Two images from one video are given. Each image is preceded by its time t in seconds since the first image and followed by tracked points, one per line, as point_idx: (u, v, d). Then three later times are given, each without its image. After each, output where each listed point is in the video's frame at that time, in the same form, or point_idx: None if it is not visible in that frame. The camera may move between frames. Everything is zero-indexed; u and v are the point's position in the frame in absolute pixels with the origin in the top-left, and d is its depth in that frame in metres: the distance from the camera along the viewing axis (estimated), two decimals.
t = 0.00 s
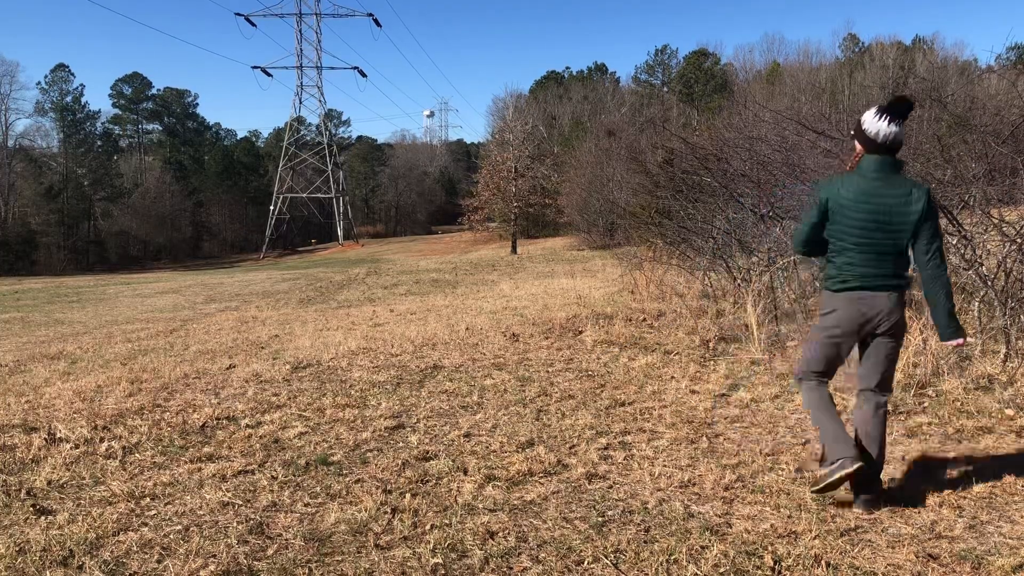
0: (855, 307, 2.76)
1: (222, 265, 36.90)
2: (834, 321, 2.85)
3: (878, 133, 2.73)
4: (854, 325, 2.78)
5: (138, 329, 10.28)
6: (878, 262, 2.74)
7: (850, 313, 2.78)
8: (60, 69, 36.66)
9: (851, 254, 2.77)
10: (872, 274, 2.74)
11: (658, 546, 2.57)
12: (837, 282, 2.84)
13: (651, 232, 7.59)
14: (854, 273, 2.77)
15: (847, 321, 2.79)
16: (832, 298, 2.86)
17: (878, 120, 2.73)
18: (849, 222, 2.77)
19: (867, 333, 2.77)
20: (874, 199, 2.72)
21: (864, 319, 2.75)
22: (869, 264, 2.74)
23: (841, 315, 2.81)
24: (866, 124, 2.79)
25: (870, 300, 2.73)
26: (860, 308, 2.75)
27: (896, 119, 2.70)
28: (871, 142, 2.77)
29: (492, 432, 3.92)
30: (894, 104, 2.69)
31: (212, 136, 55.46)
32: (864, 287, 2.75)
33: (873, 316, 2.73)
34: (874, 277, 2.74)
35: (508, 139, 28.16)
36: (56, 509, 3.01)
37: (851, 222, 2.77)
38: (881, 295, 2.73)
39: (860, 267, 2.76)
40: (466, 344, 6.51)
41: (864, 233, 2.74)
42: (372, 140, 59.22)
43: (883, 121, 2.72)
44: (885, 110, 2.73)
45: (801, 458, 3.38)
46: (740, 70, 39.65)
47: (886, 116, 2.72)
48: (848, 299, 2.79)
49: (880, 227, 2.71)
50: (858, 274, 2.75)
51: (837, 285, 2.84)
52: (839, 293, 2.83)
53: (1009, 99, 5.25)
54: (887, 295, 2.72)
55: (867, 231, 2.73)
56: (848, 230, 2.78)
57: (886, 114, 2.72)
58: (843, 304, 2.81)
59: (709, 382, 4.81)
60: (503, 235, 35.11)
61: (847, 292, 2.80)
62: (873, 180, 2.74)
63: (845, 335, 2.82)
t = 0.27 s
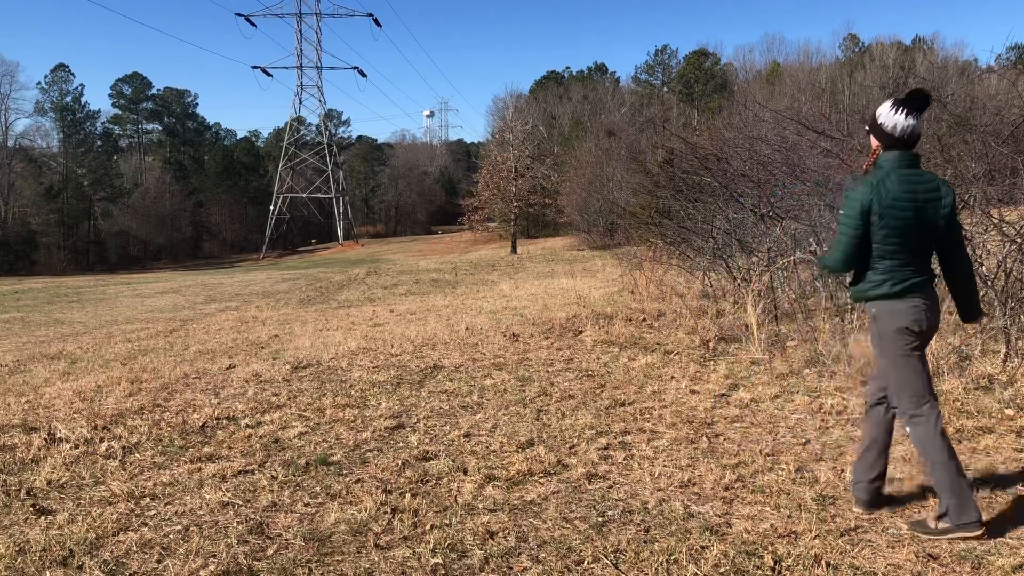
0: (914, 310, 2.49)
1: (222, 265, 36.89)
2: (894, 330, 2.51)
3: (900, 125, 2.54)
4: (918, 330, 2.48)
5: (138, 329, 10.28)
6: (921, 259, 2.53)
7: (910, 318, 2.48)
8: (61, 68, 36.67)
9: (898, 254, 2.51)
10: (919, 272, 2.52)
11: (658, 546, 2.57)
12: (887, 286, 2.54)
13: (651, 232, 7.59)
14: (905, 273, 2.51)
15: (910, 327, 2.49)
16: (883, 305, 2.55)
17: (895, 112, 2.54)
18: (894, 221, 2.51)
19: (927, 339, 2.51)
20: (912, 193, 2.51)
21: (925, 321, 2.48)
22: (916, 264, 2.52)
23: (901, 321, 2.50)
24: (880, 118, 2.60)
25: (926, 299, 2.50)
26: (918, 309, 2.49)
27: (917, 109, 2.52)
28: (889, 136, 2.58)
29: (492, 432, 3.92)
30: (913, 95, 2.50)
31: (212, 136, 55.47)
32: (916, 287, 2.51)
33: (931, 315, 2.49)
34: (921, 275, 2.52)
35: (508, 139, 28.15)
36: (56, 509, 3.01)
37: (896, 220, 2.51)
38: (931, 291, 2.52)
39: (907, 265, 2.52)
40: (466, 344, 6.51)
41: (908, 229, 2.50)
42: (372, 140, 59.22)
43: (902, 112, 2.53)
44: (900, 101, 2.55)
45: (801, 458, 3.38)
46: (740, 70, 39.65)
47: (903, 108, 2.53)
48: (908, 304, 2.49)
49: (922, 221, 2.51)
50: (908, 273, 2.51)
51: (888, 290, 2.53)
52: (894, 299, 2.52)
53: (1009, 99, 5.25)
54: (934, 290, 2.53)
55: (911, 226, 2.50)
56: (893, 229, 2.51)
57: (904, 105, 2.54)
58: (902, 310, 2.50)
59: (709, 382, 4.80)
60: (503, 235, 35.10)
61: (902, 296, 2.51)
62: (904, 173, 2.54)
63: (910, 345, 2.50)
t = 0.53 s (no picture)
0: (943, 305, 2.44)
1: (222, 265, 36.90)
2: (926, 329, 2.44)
3: (916, 116, 2.47)
4: (946, 326, 2.43)
5: (138, 329, 10.30)
6: (947, 251, 2.48)
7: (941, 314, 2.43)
8: (61, 69, 36.68)
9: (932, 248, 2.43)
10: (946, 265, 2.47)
11: (658, 546, 2.57)
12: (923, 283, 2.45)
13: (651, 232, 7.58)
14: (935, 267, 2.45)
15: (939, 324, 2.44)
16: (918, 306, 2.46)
17: (909, 103, 2.47)
18: (927, 214, 2.42)
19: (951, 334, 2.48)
20: (938, 184, 2.44)
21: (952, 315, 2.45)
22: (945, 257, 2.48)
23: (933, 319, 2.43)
24: (891, 110, 2.53)
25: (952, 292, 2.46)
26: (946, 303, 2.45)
27: (932, 99, 2.46)
28: (903, 128, 2.51)
29: (492, 432, 3.92)
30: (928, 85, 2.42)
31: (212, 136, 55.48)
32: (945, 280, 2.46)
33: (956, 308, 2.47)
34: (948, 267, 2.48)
35: (507, 140, 28.15)
36: (56, 509, 3.01)
37: (928, 213, 2.42)
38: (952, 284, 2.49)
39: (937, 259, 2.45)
40: (466, 344, 6.52)
41: (938, 221, 2.43)
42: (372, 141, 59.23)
43: (917, 103, 2.46)
44: (912, 93, 2.49)
45: (802, 458, 3.38)
46: (740, 70, 39.67)
47: (917, 98, 2.47)
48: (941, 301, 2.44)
49: (949, 212, 2.46)
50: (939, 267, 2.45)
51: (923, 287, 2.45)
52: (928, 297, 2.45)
53: (1009, 99, 5.25)
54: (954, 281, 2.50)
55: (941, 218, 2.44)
56: (927, 223, 2.42)
57: (917, 96, 2.47)
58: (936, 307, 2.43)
59: (709, 382, 4.80)
60: (503, 235, 35.11)
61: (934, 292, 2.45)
62: (926, 164, 2.47)
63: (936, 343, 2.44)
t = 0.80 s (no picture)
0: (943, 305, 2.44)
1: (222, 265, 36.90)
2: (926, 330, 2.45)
3: (922, 115, 2.47)
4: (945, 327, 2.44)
5: (138, 329, 10.29)
6: (949, 252, 2.47)
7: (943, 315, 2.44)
8: (61, 69, 36.70)
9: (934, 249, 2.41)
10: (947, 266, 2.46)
11: (658, 546, 2.57)
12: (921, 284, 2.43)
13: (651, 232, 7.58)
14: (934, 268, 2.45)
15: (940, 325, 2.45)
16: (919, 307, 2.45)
17: (915, 102, 2.47)
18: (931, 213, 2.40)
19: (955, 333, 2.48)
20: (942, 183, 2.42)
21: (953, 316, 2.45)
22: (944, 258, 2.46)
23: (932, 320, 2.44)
24: (898, 109, 2.52)
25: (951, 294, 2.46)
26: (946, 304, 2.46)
27: (939, 97, 2.45)
28: (909, 127, 2.51)
29: (492, 432, 3.92)
30: (935, 82, 2.41)
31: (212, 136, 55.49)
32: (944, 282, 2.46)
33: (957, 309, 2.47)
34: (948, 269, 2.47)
35: (508, 140, 28.15)
36: (56, 509, 3.01)
37: (932, 212, 2.40)
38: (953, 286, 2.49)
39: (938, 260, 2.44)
40: (466, 344, 6.51)
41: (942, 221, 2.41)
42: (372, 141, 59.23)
43: (924, 101, 2.46)
44: (918, 90, 2.48)
45: (802, 458, 3.38)
46: (740, 70, 39.66)
47: (924, 96, 2.46)
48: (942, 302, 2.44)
49: (952, 213, 2.45)
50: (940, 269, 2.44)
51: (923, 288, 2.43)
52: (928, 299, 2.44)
53: (1009, 99, 5.25)
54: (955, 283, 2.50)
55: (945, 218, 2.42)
56: (932, 222, 2.39)
57: (924, 94, 2.47)
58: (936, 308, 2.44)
59: (708, 382, 4.80)
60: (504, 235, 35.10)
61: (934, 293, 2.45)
62: (932, 163, 2.45)
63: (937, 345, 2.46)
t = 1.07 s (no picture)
0: (920, 305, 2.49)
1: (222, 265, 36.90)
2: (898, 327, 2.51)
3: (920, 117, 2.49)
4: (916, 324, 2.48)
5: (138, 329, 10.29)
6: (937, 256, 2.50)
7: (918, 314, 2.48)
8: (61, 69, 36.70)
9: (916, 251, 2.47)
10: (931, 269, 2.50)
11: (658, 546, 2.57)
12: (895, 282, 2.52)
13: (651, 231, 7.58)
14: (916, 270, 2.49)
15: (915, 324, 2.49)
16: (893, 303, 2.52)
17: (914, 104, 2.49)
18: (915, 216, 2.45)
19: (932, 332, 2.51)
20: (931, 187, 2.46)
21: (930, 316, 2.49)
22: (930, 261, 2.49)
23: (908, 319, 2.49)
24: (898, 110, 2.55)
25: (932, 296, 2.50)
26: (925, 304, 2.49)
27: (938, 101, 2.47)
28: (908, 128, 2.53)
29: (492, 432, 3.92)
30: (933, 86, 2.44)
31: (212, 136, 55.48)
32: (926, 285, 2.50)
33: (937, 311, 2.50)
34: (932, 272, 2.50)
35: (508, 140, 28.15)
36: (56, 509, 3.01)
37: (916, 215, 2.45)
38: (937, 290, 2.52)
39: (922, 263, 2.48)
40: (466, 344, 6.51)
41: (926, 226, 2.46)
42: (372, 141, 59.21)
43: (922, 104, 2.48)
44: (919, 92, 2.50)
45: (802, 458, 3.38)
46: (740, 70, 39.64)
47: (923, 99, 2.48)
48: (918, 302, 2.48)
49: (941, 218, 2.47)
50: (921, 270, 2.48)
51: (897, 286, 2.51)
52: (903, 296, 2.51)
53: (1009, 99, 5.25)
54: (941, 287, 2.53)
55: (931, 222, 2.46)
56: (913, 224, 2.45)
57: (923, 97, 2.49)
58: (911, 306, 2.49)
59: (708, 382, 4.80)
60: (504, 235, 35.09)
61: (910, 292, 2.50)
62: (924, 167, 2.49)
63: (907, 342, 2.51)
